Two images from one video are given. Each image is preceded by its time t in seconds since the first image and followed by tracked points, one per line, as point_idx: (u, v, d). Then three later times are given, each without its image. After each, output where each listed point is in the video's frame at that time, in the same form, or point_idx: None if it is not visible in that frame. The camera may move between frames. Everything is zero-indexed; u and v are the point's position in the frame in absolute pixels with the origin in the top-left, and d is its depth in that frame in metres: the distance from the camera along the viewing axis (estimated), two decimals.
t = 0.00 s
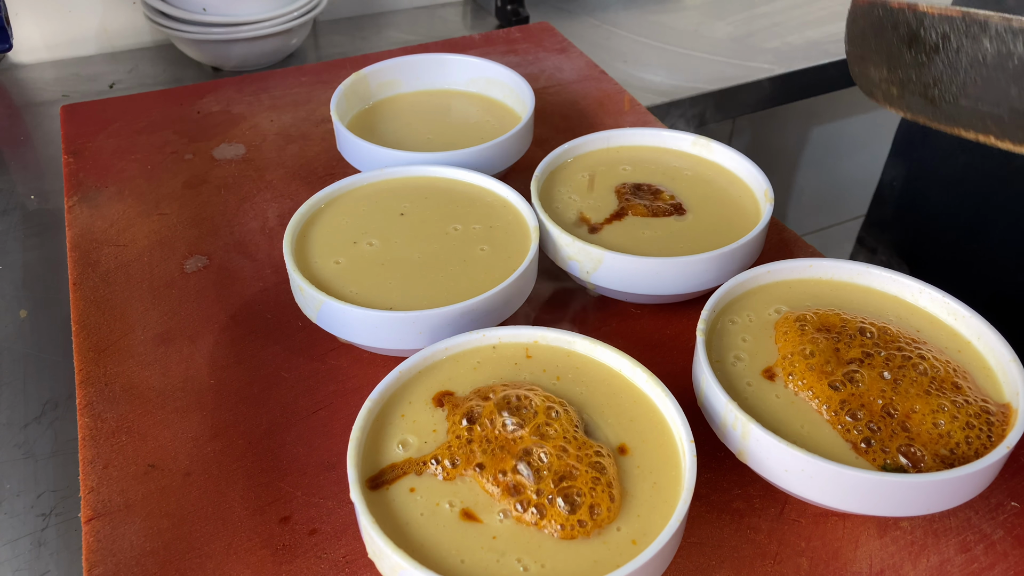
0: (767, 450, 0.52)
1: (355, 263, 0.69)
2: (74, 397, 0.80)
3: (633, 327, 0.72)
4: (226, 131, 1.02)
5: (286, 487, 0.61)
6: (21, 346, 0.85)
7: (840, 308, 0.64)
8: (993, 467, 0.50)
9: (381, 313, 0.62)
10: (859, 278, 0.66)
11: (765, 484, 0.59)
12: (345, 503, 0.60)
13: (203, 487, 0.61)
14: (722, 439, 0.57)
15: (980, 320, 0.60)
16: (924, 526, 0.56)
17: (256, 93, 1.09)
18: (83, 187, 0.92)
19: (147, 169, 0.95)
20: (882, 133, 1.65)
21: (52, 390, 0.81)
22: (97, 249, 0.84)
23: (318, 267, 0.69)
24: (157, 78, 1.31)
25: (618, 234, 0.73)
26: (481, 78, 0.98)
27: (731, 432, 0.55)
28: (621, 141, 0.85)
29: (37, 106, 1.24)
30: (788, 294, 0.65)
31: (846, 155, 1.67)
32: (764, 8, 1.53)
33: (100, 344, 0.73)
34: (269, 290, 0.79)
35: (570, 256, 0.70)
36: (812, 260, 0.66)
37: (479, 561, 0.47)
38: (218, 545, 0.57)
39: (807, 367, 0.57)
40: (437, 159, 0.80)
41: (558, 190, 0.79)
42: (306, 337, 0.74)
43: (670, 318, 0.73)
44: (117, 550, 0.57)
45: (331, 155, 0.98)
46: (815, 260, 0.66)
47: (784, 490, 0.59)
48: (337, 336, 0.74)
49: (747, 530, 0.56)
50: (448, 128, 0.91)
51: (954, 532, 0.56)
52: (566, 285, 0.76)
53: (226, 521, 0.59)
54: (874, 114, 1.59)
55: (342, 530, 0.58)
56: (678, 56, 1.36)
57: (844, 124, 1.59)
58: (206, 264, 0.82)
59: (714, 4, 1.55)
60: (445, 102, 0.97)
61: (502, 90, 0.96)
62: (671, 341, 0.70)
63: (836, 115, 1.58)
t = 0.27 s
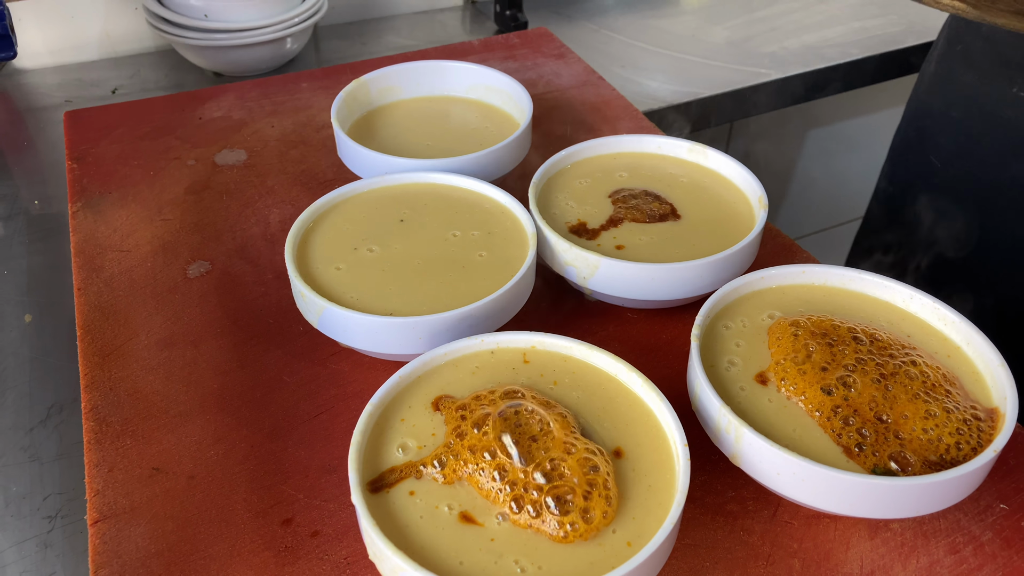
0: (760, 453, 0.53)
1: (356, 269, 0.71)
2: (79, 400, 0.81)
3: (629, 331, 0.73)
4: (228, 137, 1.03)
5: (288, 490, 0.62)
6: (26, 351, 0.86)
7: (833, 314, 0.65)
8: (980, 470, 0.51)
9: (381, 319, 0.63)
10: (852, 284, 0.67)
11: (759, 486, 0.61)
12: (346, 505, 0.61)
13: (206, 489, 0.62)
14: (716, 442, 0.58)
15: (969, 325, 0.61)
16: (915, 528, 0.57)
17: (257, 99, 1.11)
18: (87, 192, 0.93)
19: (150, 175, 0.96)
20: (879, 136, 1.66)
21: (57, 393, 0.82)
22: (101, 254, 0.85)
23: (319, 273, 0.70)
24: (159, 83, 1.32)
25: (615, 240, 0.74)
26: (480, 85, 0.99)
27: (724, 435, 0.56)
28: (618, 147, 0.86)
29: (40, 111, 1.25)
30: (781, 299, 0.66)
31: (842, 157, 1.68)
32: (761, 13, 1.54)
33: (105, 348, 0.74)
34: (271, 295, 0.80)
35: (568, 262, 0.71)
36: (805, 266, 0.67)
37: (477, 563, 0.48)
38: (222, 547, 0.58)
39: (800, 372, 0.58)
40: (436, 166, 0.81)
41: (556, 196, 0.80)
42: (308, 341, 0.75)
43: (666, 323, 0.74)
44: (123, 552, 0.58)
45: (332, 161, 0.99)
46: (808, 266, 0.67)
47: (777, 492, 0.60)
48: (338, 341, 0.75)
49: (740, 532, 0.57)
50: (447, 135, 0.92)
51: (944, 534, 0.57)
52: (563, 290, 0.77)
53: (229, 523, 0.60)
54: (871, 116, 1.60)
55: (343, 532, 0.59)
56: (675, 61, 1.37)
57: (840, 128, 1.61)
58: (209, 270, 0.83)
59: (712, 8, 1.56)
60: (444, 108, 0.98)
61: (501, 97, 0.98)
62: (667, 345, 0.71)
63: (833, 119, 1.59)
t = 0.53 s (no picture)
0: (763, 453, 0.54)
1: (362, 271, 0.72)
2: (88, 401, 0.82)
3: (633, 332, 0.74)
4: (234, 140, 1.04)
5: (298, 489, 0.63)
6: (36, 352, 0.87)
7: (834, 315, 0.66)
8: (979, 469, 0.52)
9: (389, 321, 0.64)
10: (853, 286, 0.68)
11: (761, 485, 0.61)
12: (355, 504, 0.62)
13: (217, 488, 0.63)
14: (719, 442, 0.59)
15: (968, 327, 0.62)
16: (915, 526, 0.58)
17: (263, 102, 1.12)
18: (95, 195, 0.94)
19: (158, 178, 0.97)
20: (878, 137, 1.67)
21: (67, 394, 0.83)
22: (110, 256, 0.86)
23: (327, 275, 0.71)
24: (164, 86, 1.33)
25: (618, 242, 0.75)
26: (484, 88, 1.00)
27: (727, 435, 0.57)
28: (621, 151, 0.87)
29: (47, 114, 1.26)
30: (783, 301, 0.67)
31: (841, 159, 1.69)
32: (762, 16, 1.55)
33: (115, 349, 0.75)
34: (278, 297, 0.81)
35: (572, 264, 0.72)
36: (807, 268, 0.68)
37: (485, 560, 0.49)
38: (232, 545, 0.59)
39: (801, 373, 0.59)
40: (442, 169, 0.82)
41: (559, 199, 0.81)
42: (315, 342, 0.76)
43: (669, 324, 0.75)
44: (135, 550, 0.59)
45: (337, 163, 1.00)
46: (810, 268, 0.68)
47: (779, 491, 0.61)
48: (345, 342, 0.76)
49: (743, 530, 0.58)
50: (451, 138, 0.93)
51: (944, 532, 0.58)
52: (567, 292, 0.78)
53: (240, 522, 0.61)
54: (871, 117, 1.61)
55: (352, 530, 0.60)
56: (677, 64, 1.38)
57: (841, 129, 1.62)
58: (216, 272, 0.84)
59: (713, 11, 1.57)
60: (448, 111, 0.99)
61: (505, 100, 0.99)
62: (670, 346, 0.72)
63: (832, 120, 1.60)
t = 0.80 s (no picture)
0: (767, 456, 0.55)
1: (367, 274, 0.72)
2: (95, 403, 0.82)
3: (636, 334, 0.74)
4: (238, 143, 1.04)
5: (304, 492, 0.63)
6: (42, 355, 0.87)
7: (837, 319, 0.66)
8: (983, 472, 0.52)
9: (394, 324, 0.64)
10: (856, 289, 0.68)
11: (765, 487, 0.62)
12: (361, 507, 0.62)
13: (223, 491, 0.63)
14: (723, 444, 0.59)
15: (971, 330, 0.62)
16: (918, 528, 0.59)
17: (266, 105, 1.12)
18: (100, 198, 0.94)
19: (162, 181, 0.97)
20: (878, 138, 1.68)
21: (73, 397, 0.83)
22: (115, 259, 0.86)
23: (332, 278, 0.72)
24: (168, 89, 1.34)
25: (622, 246, 0.75)
26: (487, 91, 1.01)
27: (731, 438, 0.57)
28: (624, 154, 0.87)
29: (52, 117, 1.26)
30: (786, 304, 0.68)
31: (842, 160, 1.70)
32: (763, 18, 1.56)
33: (121, 352, 0.75)
34: (283, 300, 0.82)
35: (576, 267, 0.72)
36: (810, 271, 0.69)
37: (492, 563, 0.50)
38: (240, 547, 0.59)
39: (804, 376, 0.60)
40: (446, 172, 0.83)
41: (563, 202, 0.81)
42: (321, 345, 0.77)
43: (672, 327, 0.75)
44: (143, 552, 0.59)
45: (341, 166, 1.00)
46: (813, 271, 0.69)
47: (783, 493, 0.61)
48: (349, 345, 0.77)
49: (747, 533, 0.58)
50: (455, 140, 0.94)
51: (947, 534, 0.58)
52: (571, 295, 0.79)
53: (247, 524, 0.61)
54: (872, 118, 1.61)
55: (358, 532, 0.60)
56: (678, 66, 1.39)
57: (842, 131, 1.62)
58: (222, 274, 0.84)
59: (715, 13, 1.58)
60: (452, 114, 0.99)
61: (508, 103, 0.99)
62: (673, 348, 0.73)
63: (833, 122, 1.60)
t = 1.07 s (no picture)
0: (768, 459, 0.55)
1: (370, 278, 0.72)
2: (99, 406, 0.83)
3: (638, 338, 0.75)
4: (241, 147, 1.05)
5: (308, 495, 0.64)
6: (47, 359, 0.87)
7: (838, 323, 0.67)
8: (983, 476, 0.52)
9: (398, 328, 0.64)
10: (857, 293, 0.69)
11: (766, 490, 0.62)
12: (364, 510, 0.62)
13: (228, 494, 0.64)
14: (725, 448, 0.60)
15: (971, 334, 0.62)
16: (919, 531, 0.59)
17: (269, 109, 1.12)
18: (104, 202, 0.95)
19: (165, 185, 0.98)
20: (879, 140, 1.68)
21: (77, 400, 0.83)
22: (119, 263, 0.86)
23: (335, 282, 0.72)
24: (171, 92, 1.34)
25: (625, 249, 0.75)
26: (489, 95, 1.01)
27: (733, 441, 0.57)
28: (626, 158, 0.88)
29: (55, 120, 1.27)
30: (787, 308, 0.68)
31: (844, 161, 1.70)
32: (764, 20, 1.56)
33: (126, 355, 0.76)
34: (286, 303, 0.82)
35: (578, 271, 0.73)
36: (811, 275, 0.69)
37: (496, 566, 0.50)
38: (245, 551, 0.60)
39: (806, 380, 0.60)
40: (448, 176, 0.83)
41: (565, 206, 0.81)
42: (324, 348, 0.77)
43: (674, 330, 0.75)
44: (148, 555, 0.59)
45: (343, 169, 1.01)
46: (814, 275, 0.69)
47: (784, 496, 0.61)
48: (352, 348, 0.77)
49: (749, 536, 0.59)
50: (457, 144, 0.94)
51: (948, 537, 0.58)
52: (573, 298, 0.79)
53: (252, 527, 0.61)
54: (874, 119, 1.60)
55: (361, 536, 0.60)
56: (679, 68, 1.39)
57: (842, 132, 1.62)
58: (225, 278, 0.85)
59: (715, 16, 1.58)
60: (454, 118, 1.00)
61: (510, 107, 0.99)
62: (675, 352, 0.73)
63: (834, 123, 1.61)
